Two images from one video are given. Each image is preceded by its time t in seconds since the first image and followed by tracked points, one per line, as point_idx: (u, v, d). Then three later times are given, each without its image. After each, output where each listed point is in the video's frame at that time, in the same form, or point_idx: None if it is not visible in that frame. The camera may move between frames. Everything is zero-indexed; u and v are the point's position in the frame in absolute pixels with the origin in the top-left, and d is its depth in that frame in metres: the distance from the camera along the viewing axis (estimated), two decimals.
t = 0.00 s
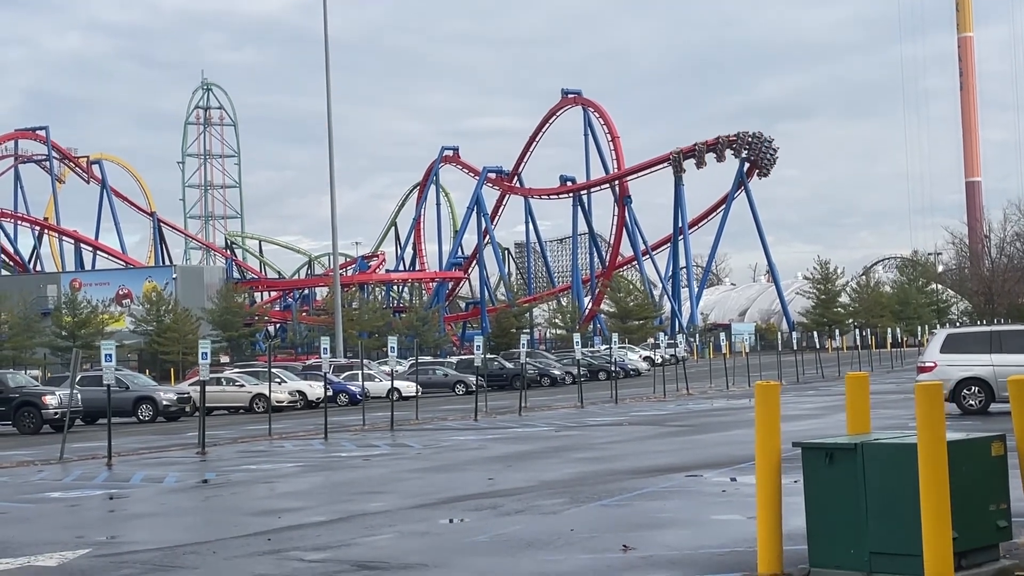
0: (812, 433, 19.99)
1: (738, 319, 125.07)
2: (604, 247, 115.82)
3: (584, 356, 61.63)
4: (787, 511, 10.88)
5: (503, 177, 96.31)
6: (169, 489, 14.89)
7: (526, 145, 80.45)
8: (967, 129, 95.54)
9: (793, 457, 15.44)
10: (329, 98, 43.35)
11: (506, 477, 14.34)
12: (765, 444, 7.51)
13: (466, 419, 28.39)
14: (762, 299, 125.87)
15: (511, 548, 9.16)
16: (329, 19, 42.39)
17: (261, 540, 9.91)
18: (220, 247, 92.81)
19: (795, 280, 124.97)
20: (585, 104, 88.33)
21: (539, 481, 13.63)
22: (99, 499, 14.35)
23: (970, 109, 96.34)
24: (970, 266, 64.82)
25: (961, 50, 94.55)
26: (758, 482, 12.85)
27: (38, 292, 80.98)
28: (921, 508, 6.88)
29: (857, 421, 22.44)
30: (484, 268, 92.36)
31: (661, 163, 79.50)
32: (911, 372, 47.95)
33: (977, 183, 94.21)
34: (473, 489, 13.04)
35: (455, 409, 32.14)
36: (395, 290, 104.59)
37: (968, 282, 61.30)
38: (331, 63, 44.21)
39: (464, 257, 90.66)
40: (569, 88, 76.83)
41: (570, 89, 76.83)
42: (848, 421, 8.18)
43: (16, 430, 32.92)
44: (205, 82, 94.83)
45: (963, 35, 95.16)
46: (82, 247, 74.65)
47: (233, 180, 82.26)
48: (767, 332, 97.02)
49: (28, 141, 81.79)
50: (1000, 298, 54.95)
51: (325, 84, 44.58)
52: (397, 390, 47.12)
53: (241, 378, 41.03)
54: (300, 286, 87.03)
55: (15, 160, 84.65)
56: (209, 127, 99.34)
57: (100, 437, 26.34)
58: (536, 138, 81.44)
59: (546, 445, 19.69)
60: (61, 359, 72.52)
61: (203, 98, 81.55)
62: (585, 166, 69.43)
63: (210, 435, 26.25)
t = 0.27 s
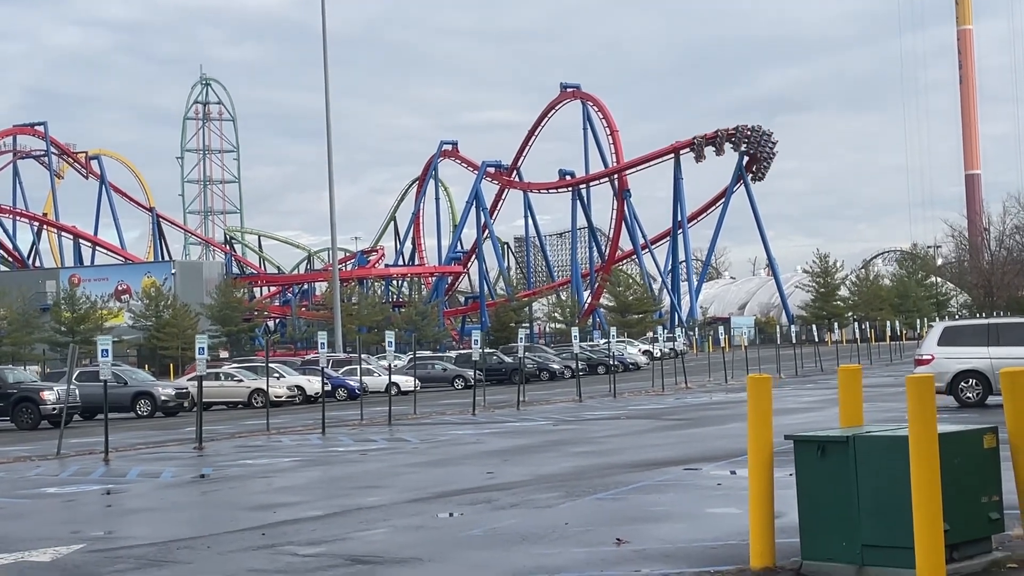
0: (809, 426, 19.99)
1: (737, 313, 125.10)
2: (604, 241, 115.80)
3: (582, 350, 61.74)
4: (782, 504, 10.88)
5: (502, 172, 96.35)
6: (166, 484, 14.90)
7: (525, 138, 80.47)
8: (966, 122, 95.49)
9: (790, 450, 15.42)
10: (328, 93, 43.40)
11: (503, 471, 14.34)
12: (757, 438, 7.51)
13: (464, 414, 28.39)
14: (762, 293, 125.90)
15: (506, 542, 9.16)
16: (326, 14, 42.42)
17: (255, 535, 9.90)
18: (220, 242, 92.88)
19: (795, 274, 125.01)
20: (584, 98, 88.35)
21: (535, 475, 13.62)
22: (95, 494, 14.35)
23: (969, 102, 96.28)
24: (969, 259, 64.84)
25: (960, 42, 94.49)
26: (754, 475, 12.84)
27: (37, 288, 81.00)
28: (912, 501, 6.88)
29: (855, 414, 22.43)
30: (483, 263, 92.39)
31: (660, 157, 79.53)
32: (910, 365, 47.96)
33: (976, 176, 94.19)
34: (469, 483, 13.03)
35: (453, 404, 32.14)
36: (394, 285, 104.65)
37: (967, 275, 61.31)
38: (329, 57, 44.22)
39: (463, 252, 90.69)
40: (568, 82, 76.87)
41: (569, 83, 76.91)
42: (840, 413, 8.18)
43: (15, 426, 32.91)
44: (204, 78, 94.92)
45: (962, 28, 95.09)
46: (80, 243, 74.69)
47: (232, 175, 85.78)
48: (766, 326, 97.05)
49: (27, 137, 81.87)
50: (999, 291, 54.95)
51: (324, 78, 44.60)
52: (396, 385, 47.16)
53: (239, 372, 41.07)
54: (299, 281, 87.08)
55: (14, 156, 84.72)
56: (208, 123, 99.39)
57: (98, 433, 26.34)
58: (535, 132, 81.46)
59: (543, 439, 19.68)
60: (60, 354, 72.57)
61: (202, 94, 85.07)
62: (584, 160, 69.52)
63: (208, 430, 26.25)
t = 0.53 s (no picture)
0: (803, 423, 19.99)
1: (735, 310, 125.15)
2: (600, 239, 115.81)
3: (579, 348, 61.71)
4: (774, 499, 10.89)
5: (499, 169, 96.38)
6: (159, 481, 14.89)
7: (522, 136, 80.43)
8: (962, 120, 95.52)
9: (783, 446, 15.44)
10: (323, 91, 43.40)
11: (495, 468, 14.35)
12: (746, 434, 7.52)
13: (459, 411, 28.40)
14: (759, 289, 125.92)
15: (496, 539, 9.17)
16: (322, 11, 42.40)
17: (246, 532, 9.90)
18: (217, 240, 92.86)
19: (791, 271, 125.06)
20: (580, 95, 88.34)
21: (528, 472, 13.63)
22: (89, 492, 14.36)
23: (965, 99, 96.30)
24: (966, 255, 64.86)
25: (957, 39, 94.53)
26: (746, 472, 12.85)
27: (34, 287, 80.97)
28: (899, 495, 6.89)
29: (849, 410, 22.44)
30: (481, 260, 92.37)
31: (657, 154, 79.54)
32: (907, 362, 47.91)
33: (973, 173, 94.23)
34: (462, 480, 13.04)
35: (449, 401, 32.17)
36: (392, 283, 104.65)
37: (964, 271, 61.28)
38: (325, 55, 44.14)
39: (460, 249, 90.66)
40: (565, 81, 76.89)
41: (565, 81, 76.91)
42: (829, 409, 8.19)
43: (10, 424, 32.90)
44: (201, 76, 94.84)
45: (958, 25, 95.12)
46: (77, 242, 74.63)
47: (230, 173, 84.41)
48: (763, 323, 97.14)
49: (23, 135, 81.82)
50: (996, 288, 54.96)
51: (320, 76, 44.59)
52: (392, 382, 47.18)
53: (236, 370, 41.04)
54: (296, 279, 87.08)
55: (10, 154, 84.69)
56: (205, 121, 99.32)
57: (92, 430, 26.33)
58: (532, 129, 81.45)
59: (538, 436, 19.71)
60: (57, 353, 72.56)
61: (200, 91, 83.53)
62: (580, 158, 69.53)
63: (203, 428, 26.27)
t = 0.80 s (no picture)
0: (797, 422, 19.96)
1: (731, 310, 125.17)
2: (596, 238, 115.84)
3: (575, 347, 61.71)
4: (764, 499, 10.84)
5: (495, 169, 96.34)
6: (149, 481, 14.84)
7: (518, 135, 80.45)
8: (958, 119, 95.59)
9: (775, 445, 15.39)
10: (319, 91, 43.34)
11: (487, 467, 14.30)
12: (735, 432, 7.49)
13: (453, 410, 28.35)
14: (754, 289, 125.99)
15: (487, 538, 9.12)
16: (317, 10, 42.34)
17: (235, 532, 9.85)
18: (213, 240, 92.75)
19: (787, 270, 125.14)
20: (576, 94, 88.36)
21: (520, 471, 13.57)
22: (79, 491, 14.30)
23: (961, 98, 96.32)
24: (961, 255, 64.86)
25: (953, 39, 94.58)
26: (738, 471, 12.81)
27: (30, 286, 80.91)
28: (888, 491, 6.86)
29: (843, 409, 22.40)
30: (476, 260, 92.32)
31: (653, 153, 79.56)
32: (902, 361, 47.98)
33: (969, 172, 94.30)
34: (453, 479, 12.98)
35: (443, 400, 32.11)
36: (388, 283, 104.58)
37: (960, 271, 61.29)
38: (321, 54, 44.08)
39: (456, 249, 90.64)
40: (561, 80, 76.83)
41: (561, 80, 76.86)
42: (820, 406, 8.14)
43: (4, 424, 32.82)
44: (198, 75, 94.79)
45: (954, 24, 95.18)
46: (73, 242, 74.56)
47: (226, 173, 82.71)
48: (758, 322, 97.18)
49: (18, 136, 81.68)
50: (992, 287, 55.01)
51: (316, 75, 44.53)
52: (387, 381, 47.17)
53: (230, 370, 40.95)
54: (292, 279, 86.97)
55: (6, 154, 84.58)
56: (200, 120, 99.17)
57: (85, 430, 26.27)
58: (528, 129, 81.47)
59: (532, 435, 19.66)
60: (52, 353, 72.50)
61: (196, 90, 82.08)
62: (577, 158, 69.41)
63: (197, 427, 26.20)
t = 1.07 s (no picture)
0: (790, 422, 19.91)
1: (726, 310, 125.24)
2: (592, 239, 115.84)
3: (570, 348, 61.68)
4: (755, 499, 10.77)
5: (490, 169, 96.31)
6: (140, 481, 14.76)
7: (514, 136, 80.47)
8: (953, 120, 95.65)
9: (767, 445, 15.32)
10: (313, 92, 43.28)
11: (478, 467, 14.23)
12: (725, 431, 7.43)
13: (447, 410, 28.27)
14: (750, 290, 126.05)
15: (474, 538, 9.06)
16: (311, 10, 42.30)
17: (223, 532, 9.78)
18: (208, 241, 92.68)
19: (782, 271, 125.24)
20: (572, 95, 88.36)
21: (511, 472, 13.49)
22: (68, 492, 14.21)
23: (956, 100, 96.42)
24: (956, 256, 64.91)
25: (947, 40, 94.63)
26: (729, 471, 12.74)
27: (25, 287, 80.98)
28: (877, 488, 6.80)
29: (836, 410, 22.37)
30: (472, 260, 92.28)
31: (648, 154, 79.57)
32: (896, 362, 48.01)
33: (963, 173, 94.38)
34: (444, 479, 12.91)
35: (437, 401, 32.04)
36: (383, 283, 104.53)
37: (954, 272, 61.31)
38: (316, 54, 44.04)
39: (452, 250, 90.61)
40: (556, 81, 76.81)
41: (557, 81, 76.84)
42: (812, 404, 8.08)
43: None
44: (193, 75, 94.71)
45: (948, 26, 95.21)
46: (68, 242, 74.46)
47: (222, 175, 81.35)
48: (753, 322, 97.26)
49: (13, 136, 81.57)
50: (986, 288, 55.08)
51: (310, 76, 44.47)
52: (381, 382, 47.19)
53: (224, 370, 40.85)
54: (287, 279, 86.88)
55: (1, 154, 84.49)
56: (197, 120, 99.08)
57: (77, 429, 26.18)
58: (523, 129, 81.46)
59: (524, 435, 19.59)
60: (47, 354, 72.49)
61: (191, 92, 80.61)
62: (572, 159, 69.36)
63: (189, 428, 26.12)
